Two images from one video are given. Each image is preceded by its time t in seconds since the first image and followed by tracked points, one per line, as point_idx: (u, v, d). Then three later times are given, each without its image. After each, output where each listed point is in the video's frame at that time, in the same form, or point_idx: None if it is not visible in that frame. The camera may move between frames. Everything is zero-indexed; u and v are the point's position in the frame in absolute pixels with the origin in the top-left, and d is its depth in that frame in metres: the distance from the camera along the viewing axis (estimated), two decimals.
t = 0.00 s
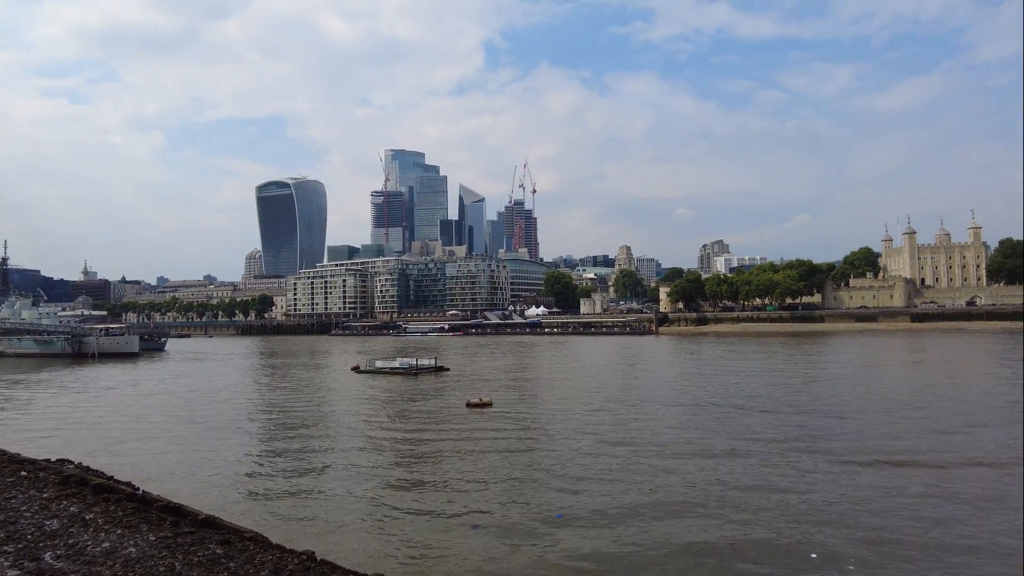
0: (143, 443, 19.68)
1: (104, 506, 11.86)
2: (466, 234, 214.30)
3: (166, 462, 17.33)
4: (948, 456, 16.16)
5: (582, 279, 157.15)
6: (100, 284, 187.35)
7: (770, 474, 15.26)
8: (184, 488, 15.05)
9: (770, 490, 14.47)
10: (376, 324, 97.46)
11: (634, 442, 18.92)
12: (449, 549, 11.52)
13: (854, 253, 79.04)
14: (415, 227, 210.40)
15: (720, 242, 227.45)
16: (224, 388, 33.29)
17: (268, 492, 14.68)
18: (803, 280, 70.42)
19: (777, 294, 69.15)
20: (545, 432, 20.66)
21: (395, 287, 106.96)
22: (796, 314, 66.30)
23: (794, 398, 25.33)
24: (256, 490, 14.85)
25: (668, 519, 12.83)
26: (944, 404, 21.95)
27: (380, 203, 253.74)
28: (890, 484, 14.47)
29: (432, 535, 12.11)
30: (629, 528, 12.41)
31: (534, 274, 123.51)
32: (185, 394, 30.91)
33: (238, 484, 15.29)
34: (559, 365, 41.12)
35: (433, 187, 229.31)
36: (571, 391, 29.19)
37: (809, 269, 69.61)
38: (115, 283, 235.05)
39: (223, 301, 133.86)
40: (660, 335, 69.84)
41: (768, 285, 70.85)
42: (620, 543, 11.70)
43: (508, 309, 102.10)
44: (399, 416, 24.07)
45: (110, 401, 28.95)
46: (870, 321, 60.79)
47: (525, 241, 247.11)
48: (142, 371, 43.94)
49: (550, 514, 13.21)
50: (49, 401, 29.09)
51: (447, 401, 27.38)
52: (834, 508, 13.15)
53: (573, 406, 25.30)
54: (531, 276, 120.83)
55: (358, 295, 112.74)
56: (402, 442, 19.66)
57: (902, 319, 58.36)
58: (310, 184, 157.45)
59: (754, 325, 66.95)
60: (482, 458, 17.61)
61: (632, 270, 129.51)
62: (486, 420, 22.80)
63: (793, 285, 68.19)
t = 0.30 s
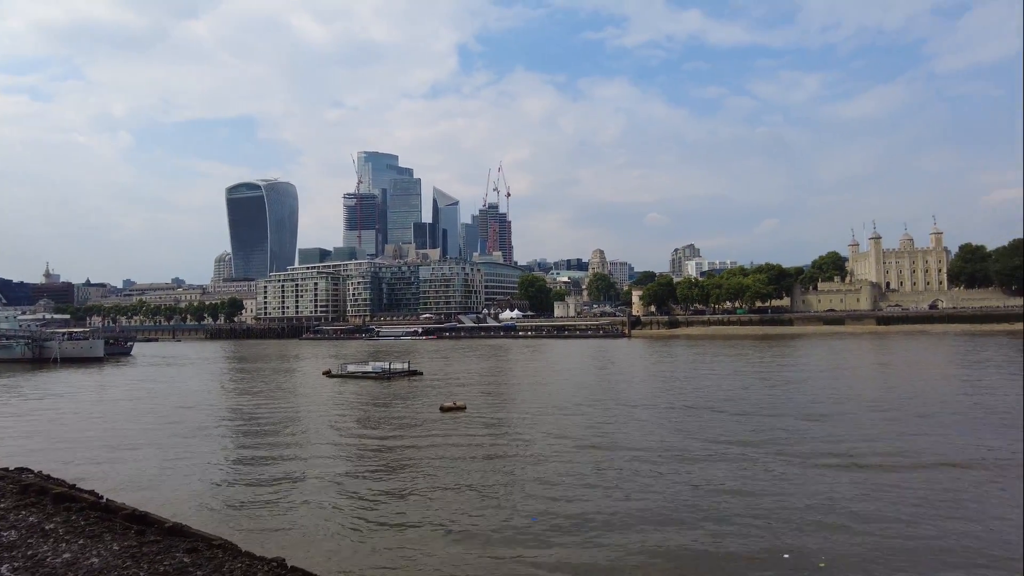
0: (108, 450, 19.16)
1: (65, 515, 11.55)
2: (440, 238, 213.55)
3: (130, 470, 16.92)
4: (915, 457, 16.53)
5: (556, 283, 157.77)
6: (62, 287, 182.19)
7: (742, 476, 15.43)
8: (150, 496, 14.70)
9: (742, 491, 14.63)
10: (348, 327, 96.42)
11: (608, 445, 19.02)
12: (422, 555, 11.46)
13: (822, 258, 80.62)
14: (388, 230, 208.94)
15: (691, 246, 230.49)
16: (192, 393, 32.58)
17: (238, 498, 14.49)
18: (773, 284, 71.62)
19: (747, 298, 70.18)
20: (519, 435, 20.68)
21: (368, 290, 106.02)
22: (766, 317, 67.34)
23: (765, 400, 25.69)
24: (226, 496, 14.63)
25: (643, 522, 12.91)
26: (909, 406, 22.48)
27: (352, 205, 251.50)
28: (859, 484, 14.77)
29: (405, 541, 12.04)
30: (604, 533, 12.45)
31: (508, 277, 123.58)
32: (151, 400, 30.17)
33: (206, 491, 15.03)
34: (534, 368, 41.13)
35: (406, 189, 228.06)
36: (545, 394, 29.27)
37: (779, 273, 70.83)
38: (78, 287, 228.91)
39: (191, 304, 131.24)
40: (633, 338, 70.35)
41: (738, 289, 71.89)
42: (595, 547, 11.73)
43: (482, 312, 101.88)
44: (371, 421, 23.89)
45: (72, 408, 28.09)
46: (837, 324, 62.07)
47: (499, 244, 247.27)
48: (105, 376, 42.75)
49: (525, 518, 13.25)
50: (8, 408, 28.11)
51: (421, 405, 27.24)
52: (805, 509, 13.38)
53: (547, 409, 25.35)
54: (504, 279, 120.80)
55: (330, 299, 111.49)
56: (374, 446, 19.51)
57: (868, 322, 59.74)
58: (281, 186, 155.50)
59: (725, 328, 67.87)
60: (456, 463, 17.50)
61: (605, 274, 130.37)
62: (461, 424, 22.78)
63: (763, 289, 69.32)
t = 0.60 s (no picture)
0: (70, 457, 18.66)
1: (25, 525, 11.23)
2: (414, 241, 212.24)
3: (93, 476, 16.51)
4: (881, 458, 16.89)
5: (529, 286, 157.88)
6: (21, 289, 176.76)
7: (712, 478, 15.62)
8: (112, 504, 14.33)
9: (712, 493, 14.82)
10: (319, 330, 95.26)
11: (581, 447, 19.12)
12: (395, 559, 11.39)
13: (791, 261, 82.06)
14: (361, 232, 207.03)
15: (662, 250, 232.44)
16: (157, 397, 31.89)
17: (206, 503, 14.25)
18: (743, 287, 72.61)
19: (718, 300, 71.04)
20: (492, 438, 20.67)
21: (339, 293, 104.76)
22: (736, 320, 68.24)
23: (735, 402, 26.04)
24: (193, 502, 14.37)
25: (616, 525, 12.99)
26: (876, 407, 22.95)
27: (324, 207, 248.59)
28: (828, 485, 15.04)
29: (378, 545, 11.95)
30: (577, 536, 12.51)
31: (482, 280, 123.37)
32: (115, 405, 29.44)
33: (172, 497, 14.73)
34: (508, 371, 41.13)
35: (379, 191, 226.32)
36: (518, 398, 29.25)
37: (748, 276, 71.91)
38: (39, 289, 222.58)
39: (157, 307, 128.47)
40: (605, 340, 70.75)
41: (709, 291, 72.73)
42: (567, 551, 11.78)
43: (455, 315, 101.50)
44: (343, 424, 23.67)
45: (31, 413, 27.26)
46: (805, 326, 63.22)
47: (473, 247, 246.65)
48: (67, 381, 41.59)
49: (498, 521, 13.25)
50: None
51: (393, 408, 27.06)
52: (774, 510, 13.60)
53: (520, 413, 25.35)
54: (478, 282, 120.60)
55: (301, 301, 110.11)
56: (345, 451, 19.33)
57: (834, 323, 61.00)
58: (250, 187, 153.15)
59: (696, 330, 68.64)
60: (428, 466, 17.42)
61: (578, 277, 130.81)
62: (434, 427, 22.73)
63: (733, 292, 70.31)
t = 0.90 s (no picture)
0: (31, 464, 18.14)
1: None
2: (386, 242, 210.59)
3: (54, 484, 16.08)
4: (849, 459, 17.22)
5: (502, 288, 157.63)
6: None
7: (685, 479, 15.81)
8: (73, 513, 13.90)
9: (685, 493, 15.01)
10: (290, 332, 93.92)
11: (555, 450, 19.18)
12: (367, 564, 11.31)
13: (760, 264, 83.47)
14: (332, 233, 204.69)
15: (634, 253, 233.93)
16: (122, 402, 31.15)
17: (173, 509, 13.96)
18: (713, 290, 73.53)
19: (688, 302, 71.80)
20: (466, 442, 20.63)
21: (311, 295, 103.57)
22: (706, 322, 69.05)
23: (706, 403, 26.36)
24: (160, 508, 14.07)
25: (589, 528, 13.02)
26: (844, 408, 23.39)
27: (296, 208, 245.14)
28: (799, 485, 15.31)
29: (350, 550, 11.85)
30: (553, 537, 12.56)
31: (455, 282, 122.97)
32: (77, 410, 28.65)
33: (138, 503, 14.40)
34: (481, 374, 41.07)
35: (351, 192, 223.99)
36: (492, 400, 29.22)
37: (718, 278, 72.87)
38: None
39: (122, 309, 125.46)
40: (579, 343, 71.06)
41: (680, 294, 73.49)
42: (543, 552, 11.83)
43: (428, 317, 101.00)
44: (314, 428, 23.41)
45: None
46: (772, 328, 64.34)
47: (446, 249, 245.54)
48: (27, 386, 40.36)
49: (473, 524, 13.26)
50: None
51: (366, 412, 26.85)
52: (746, 510, 13.81)
53: (494, 415, 25.36)
54: (451, 284, 120.23)
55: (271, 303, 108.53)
56: (317, 455, 19.12)
57: (802, 325, 62.15)
58: (219, 187, 150.38)
59: (667, 332, 69.31)
60: (401, 470, 17.33)
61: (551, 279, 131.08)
62: (407, 430, 22.61)
63: (703, 294, 71.15)
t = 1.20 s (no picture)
0: None
1: None
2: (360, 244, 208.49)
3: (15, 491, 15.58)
4: (821, 460, 17.45)
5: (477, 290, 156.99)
6: None
7: (661, 482, 15.86)
8: (34, 521, 13.48)
9: (660, 495, 15.08)
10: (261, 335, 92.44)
11: (530, 452, 19.17)
12: (341, 569, 11.16)
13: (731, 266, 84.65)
14: (305, 234, 201.99)
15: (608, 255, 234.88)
16: (86, 407, 30.29)
17: (141, 516, 13.61)
18: (686, 291, 74.13)
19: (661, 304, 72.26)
20: (441, 445, 20.50)
21: (283, 297, 102.10)
22: (679, 323, 69.60)
23: (680, 405, 26.54)
24: (126, 515, 13.71)
25: (565, 530, 13.00)
26: (816, 410, 23.70)
27: (268, 208, 241.49)
28: (773, 486, 15.48)
29: (324, 556, 11.68)
30: (529, 540, 12.53)
31: (429, 284, 122.28)
32: (38, 415, 27.76)
33: (104, 511, 14.02)
34: (454, 376, 40.84)
35: (325, 192, 221.33)
36: (467, 403, 29.11)
37: (691, 280, 73.52)
38: None
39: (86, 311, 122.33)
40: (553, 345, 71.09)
41: (653, 295, 73.96)
42: (520, 556, 11.77)
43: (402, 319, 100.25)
44: (287, 432, 23.06)
45: None
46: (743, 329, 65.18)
47: (420, 250, 243.98)
48: None
49: (449, 528, 13.17)
50: None
51: (339, 415, 26.54)
52: (721, 511, 13.89)
53: (468, 418, 25.23)
54: (425, 286, 119.56)
55: (242, 305, 106.80)
56: (289, 459, 18.82)
57: (774, 327, 63.02)
58: (189, 187, 147.50)
59: (642, 333, 69.71)
60: (375, 474, 17.18)
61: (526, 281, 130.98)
62: (381, 434, 22.37)
63: (676, 296, 71.73)
